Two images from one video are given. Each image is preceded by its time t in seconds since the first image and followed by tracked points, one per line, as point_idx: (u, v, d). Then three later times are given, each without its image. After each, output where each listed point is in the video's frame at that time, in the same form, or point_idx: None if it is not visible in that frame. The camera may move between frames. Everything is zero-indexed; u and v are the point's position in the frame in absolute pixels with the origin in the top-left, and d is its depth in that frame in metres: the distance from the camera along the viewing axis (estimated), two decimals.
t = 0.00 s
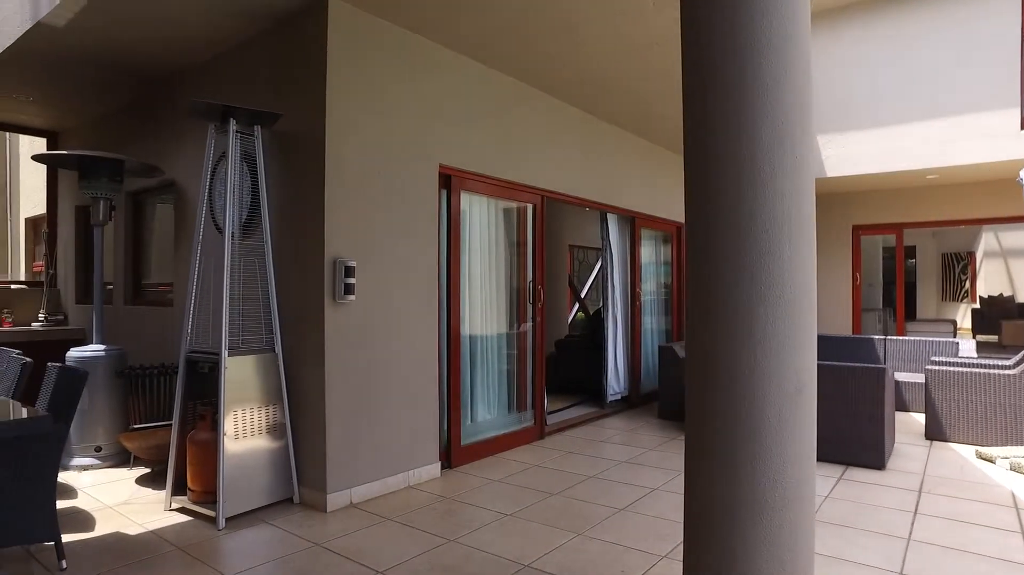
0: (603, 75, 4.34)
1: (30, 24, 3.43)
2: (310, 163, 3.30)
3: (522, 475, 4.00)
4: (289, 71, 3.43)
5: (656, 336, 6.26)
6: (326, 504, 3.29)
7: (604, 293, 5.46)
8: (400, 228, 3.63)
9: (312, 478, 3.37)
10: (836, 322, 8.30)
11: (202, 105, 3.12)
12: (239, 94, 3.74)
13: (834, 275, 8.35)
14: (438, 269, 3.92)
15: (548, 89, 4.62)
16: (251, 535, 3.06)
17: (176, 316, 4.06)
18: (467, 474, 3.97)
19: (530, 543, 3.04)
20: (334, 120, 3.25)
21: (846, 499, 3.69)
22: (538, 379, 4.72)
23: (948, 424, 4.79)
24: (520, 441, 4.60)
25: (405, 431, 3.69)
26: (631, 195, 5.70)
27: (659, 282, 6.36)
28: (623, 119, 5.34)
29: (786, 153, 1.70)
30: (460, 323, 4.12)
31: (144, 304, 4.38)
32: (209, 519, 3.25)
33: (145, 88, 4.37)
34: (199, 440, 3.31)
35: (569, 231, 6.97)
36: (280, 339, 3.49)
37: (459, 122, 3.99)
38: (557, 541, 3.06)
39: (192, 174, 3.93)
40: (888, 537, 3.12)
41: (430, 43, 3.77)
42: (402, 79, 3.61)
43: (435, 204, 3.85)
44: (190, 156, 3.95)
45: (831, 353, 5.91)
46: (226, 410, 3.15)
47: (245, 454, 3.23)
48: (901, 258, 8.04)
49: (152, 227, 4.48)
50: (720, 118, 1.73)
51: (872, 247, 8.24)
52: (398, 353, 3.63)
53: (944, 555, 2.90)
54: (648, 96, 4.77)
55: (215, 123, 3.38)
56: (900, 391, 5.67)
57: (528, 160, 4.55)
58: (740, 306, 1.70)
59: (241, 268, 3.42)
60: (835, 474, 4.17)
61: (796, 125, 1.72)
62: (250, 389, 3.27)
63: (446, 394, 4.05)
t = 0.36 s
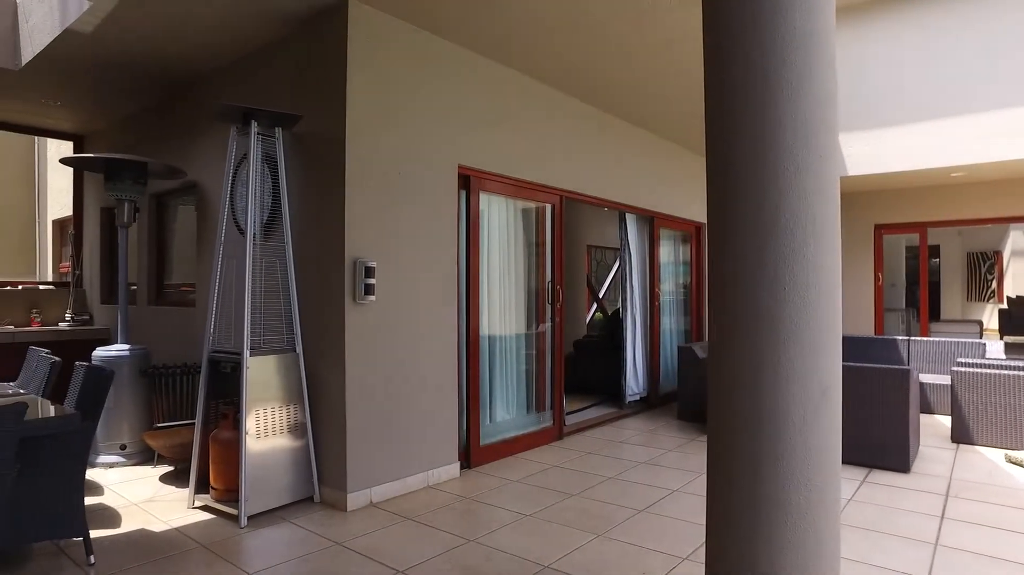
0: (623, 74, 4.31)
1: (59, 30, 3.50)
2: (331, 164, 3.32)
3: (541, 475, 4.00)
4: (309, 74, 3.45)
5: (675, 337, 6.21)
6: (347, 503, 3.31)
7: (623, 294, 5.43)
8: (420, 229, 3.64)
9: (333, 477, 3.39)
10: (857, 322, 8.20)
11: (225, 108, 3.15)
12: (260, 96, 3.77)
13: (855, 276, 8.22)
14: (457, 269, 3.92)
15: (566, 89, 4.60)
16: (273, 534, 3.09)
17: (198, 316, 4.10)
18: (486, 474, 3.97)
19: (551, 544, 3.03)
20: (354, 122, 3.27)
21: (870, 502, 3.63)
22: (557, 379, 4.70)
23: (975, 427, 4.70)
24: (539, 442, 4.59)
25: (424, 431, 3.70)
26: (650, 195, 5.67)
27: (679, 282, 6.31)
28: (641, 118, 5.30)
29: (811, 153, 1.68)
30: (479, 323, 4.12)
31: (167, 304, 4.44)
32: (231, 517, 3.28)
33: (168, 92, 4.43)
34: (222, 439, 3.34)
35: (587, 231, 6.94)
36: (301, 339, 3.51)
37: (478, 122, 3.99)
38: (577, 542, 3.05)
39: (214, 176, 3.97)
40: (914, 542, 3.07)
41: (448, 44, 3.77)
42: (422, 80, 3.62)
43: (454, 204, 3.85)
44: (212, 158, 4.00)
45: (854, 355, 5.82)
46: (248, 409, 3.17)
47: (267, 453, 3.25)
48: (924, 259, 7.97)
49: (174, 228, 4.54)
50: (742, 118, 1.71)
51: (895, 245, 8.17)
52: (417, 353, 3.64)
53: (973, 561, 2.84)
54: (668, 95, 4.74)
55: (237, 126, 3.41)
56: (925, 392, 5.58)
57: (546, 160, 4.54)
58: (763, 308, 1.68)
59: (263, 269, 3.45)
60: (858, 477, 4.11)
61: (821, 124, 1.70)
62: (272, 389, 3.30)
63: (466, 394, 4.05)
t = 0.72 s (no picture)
0: (642, 73, 4.28)
1: (86, 36, 3.58)
2: (351, 165, 3.34)
3: (560, 475, 3.98)
4: (330, 75, 3.47)
5: (695, 337, 6.15)
6: (367, 502, 3.33)
7: (641, 294, 5.39)
8: (439, 229, 3.65)
9: (353, 476, 3.41)
10: (881, 323, 8.08)
11: (247, 110, 3.18)
12: (281, 98, 3.80)
13: (878, 275, 8.11)
14: (476, 269, 3.92)
15: (585, 89, 4.58)
16: (294, 532, 3.11)
17: (220, 316, 4.14)
18: (505, 475, 3.97)
19: (570, 544, 3.02)
20: (374, 123, 3.29)
21: (896, 505, 3.57)
22: (576, 379, 4.69)
23: (1003, 430, 4.60)
24: (557, 442, 4.58)
25: (444, 431, 3.70)
26: (669, 194, 5.63)
27: (698, 282, 6.25)
28: (661, 117, 5.26)
29: (836, 151, 1.64)
30: (498, 324, 4.12)
31: (189, 304, 4.50)
32: (253, 515, 3.31)
33: (191, 95, 4.49)
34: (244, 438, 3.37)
35: (605, 231, 6.90)
36: (321, 339, 3.53)
37: (496, 123, 3.98)
38: (597, 543, 3.04)
39: (236, 177, 4.02)
40: (942, 546, 3.01)
41: (467, 44, 3.78)
42: (441, 81, 3.63)
43: (473, 205, 3.86)
44: (234, 160, 4.04)
45: (877, 355, 5.73)
46: (270, 409, 3.20)
47: (288, 452, 3.28)
48: (949, 258, 7.80)
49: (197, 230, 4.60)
50: (766, 116, 1.68)
51: (919, 245, 8.03)
52: (436, 353, 3.64)
53: (1003, 566, 2.78)
54: (687, 94, 4.69)
55: (259, 127, 3.44)
56: (951, 394, 5.48)
57: (565, 160, 4.52)
58: (786, 308, 1.65)
59: (284, 270, 3.48)
60: (883, 479, 4.04)
61: (847, 122, 1.66)
62: (293, 388, 3.32)
63: (485, 394, 4.05)
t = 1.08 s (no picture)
0: (661, 72, 4.24)
1: (112, 41, 3.64)
2: (371, 166, 3.36)
3: (579, 476, 3.97)
4: (350, 77, 3.48)
5: (715, 337, 6.09)
6: (386, 502, 3.34)
7: (660, 294, 5.36)
8: (458, 229, 3.65)
9: (373, 476, 3.42)
10: (904, 323, 7.96)
11: (268, 112, 3.20)
12: (301, 99, 3.82)
13: (902, 275, 7.98)
14: (495, 269, 3.92)
15: (604, 88, 4.55)
16: (314, 531, 3.13)
17: (241, 316, 4.17)
18: (524, 475, 3.96)
19: (589, 545, 3.01)
20: (393, 124, 3.30)
21: (922, 510, 3.50)
22: (595, 380, 4.66)
23: None
24: (576, 443, 4.56)
25: (462, 432, 3.70)
26: (688, 193, 5.58)
27: (718, 282, 6.19)
28: (681, 117, 5.21)
29: (862, 149, 1.61)
30: (517, 324, 4.11)
31: (211, 304, 4.54)
32: (274, 514, 3.34)
33: (213, 98, 4.54)
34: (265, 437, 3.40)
35: (624, 231, 6.86)
36: (341, 339, 3.55)
37: (515, 123, 3.97)
38: (617, 545, 3.01)
39: (257, 179, 4.05)
40: (971, 552, 2.94)
41: (486, 44, 3.77)
42: (460, 81, 3.63)
43: (492, 205, 3.85)
44: (255, 162, 4.08)
45: (901, 356, 5.64)
46: (291, 408, 3.22)
47: (309, 451, 3.30)
48: (975, 257, 7.68)
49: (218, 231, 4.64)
50: (790, 114, 1.65)
51: (943, 245, 7.91)
52: (455, 353, 3.64)
53: None
54: (708, 92, 4.64)
55: (280, 129, 3.47)
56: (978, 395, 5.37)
57: (584, 159, 4.50)
58: (810, 309, 1.63)
59: (304, 270, 3.50)
60: (908, 483, 3.97)
61: (873, 120, 1.63)
62: (313, 388, 3.34)
63: (504, 394, 4.05)
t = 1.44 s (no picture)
0: (681, 70, 4.21)
1: (135, 45, 3.69)
2: (389, 166, 3.37)
3: (598, 477, 3.95)
4: (369, 79, 3.50)
5: (734, 338, 6.03)
6: (404, 502, 3.34)
7: (679, 294, 5.32)
8: (476, 230, 3.65)
9: (391, 475, 3.43)
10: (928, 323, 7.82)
11: (287, 113, 3.23)
12: (320, 101, 3.84)
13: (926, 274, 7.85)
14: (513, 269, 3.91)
15: (622, 87, 4.52)
16: (334, 530, 3.14)
17: (260, 317, 4.20)
18: (542, 475, 3.95)
19: (608, 547, 2.99)
20: (411, 124, 3.30)
21: (949, 514, 3.44)
22: (613, 380, 4.64)
23: None
24: (594, 443, 4.54)
25: (480, 432, 3.70)
26: (707, 193, 5.52)
27: (737, 281, 6.13)
28: (700, 116, 5.16)
29: (888, 145, 1.58)
30: (535, 324, 4.10)
31: (231, 305, 4.58)
32: (294, 513, 3.36)
33: (233, 100, 4.58)
34: (284, 436, 3.42)
35: (641, 230, 6.81)
36: (360, 338, 3.56)
37: (533, 123, 3.96)
38: (637, 546, 2.99)
39: (276, 179, 4.08)
40: (1000, 558, 2.88)
41: (504, 44, 3.77)
42: (477, 81, 3.63)
43: (510, 205, 3.84)
44: (274, 163, 4.10)
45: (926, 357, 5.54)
46: (310, 407, 3.24)
47: (328, 451, 3.31)
48: (1001, 256, 7.52)
49: (238, 232, 4.68)
50: (814, 110, 1.62)
51: (968, 243, 7.76)
52: (474, 354, 3.64)
53: None
54: (727, 91, 4.60)
55: (299, 130, 3.49)
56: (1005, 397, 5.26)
57: (602, 159, 4.47)
58: (835, 308, 1.60)
59: (324, 270, 3.52)
60: (934, 486, 3.90)
61: (899, 116, 1.59)
62: (333, 388, 3.35)
63: (522, 394, 4.04)
